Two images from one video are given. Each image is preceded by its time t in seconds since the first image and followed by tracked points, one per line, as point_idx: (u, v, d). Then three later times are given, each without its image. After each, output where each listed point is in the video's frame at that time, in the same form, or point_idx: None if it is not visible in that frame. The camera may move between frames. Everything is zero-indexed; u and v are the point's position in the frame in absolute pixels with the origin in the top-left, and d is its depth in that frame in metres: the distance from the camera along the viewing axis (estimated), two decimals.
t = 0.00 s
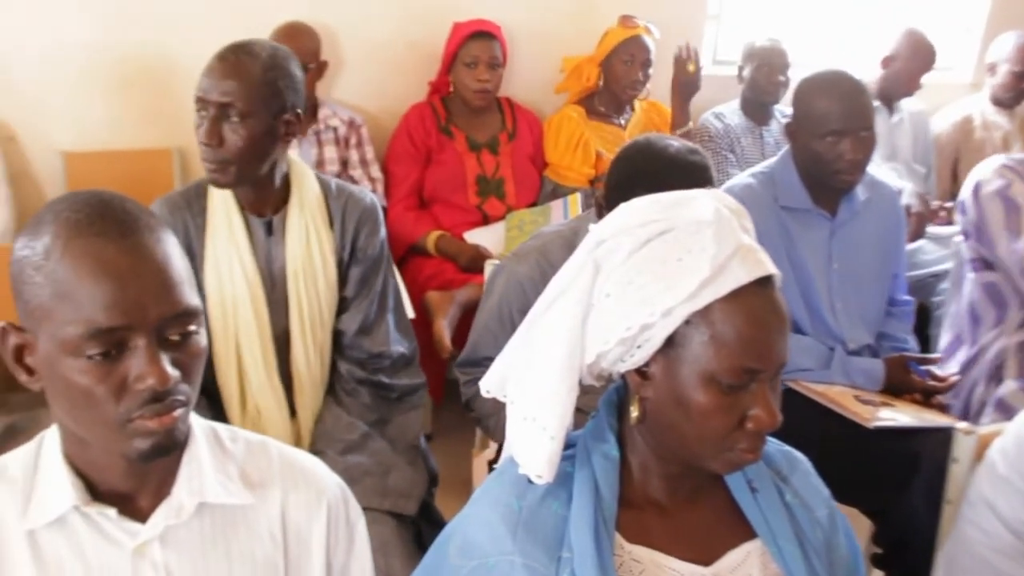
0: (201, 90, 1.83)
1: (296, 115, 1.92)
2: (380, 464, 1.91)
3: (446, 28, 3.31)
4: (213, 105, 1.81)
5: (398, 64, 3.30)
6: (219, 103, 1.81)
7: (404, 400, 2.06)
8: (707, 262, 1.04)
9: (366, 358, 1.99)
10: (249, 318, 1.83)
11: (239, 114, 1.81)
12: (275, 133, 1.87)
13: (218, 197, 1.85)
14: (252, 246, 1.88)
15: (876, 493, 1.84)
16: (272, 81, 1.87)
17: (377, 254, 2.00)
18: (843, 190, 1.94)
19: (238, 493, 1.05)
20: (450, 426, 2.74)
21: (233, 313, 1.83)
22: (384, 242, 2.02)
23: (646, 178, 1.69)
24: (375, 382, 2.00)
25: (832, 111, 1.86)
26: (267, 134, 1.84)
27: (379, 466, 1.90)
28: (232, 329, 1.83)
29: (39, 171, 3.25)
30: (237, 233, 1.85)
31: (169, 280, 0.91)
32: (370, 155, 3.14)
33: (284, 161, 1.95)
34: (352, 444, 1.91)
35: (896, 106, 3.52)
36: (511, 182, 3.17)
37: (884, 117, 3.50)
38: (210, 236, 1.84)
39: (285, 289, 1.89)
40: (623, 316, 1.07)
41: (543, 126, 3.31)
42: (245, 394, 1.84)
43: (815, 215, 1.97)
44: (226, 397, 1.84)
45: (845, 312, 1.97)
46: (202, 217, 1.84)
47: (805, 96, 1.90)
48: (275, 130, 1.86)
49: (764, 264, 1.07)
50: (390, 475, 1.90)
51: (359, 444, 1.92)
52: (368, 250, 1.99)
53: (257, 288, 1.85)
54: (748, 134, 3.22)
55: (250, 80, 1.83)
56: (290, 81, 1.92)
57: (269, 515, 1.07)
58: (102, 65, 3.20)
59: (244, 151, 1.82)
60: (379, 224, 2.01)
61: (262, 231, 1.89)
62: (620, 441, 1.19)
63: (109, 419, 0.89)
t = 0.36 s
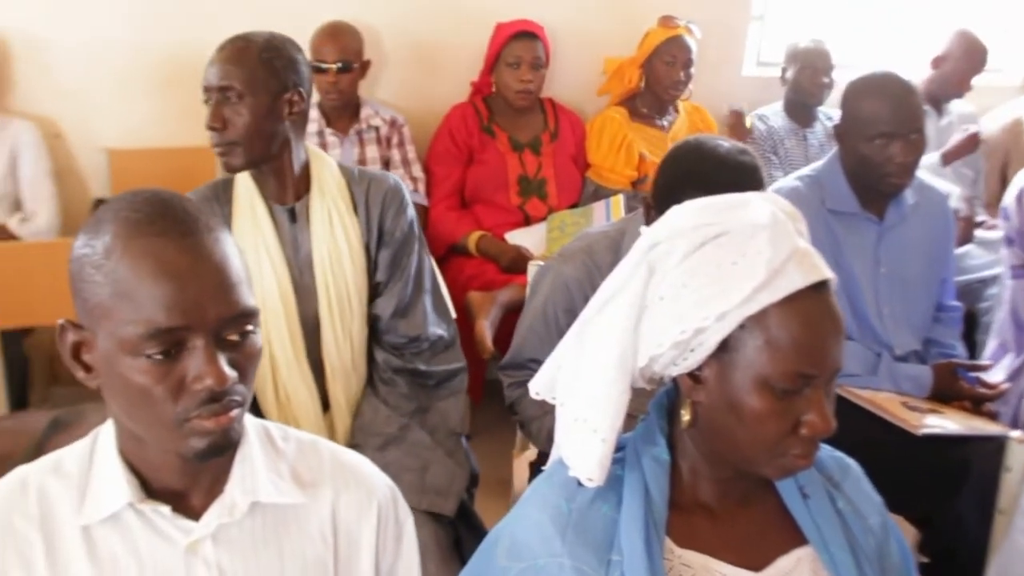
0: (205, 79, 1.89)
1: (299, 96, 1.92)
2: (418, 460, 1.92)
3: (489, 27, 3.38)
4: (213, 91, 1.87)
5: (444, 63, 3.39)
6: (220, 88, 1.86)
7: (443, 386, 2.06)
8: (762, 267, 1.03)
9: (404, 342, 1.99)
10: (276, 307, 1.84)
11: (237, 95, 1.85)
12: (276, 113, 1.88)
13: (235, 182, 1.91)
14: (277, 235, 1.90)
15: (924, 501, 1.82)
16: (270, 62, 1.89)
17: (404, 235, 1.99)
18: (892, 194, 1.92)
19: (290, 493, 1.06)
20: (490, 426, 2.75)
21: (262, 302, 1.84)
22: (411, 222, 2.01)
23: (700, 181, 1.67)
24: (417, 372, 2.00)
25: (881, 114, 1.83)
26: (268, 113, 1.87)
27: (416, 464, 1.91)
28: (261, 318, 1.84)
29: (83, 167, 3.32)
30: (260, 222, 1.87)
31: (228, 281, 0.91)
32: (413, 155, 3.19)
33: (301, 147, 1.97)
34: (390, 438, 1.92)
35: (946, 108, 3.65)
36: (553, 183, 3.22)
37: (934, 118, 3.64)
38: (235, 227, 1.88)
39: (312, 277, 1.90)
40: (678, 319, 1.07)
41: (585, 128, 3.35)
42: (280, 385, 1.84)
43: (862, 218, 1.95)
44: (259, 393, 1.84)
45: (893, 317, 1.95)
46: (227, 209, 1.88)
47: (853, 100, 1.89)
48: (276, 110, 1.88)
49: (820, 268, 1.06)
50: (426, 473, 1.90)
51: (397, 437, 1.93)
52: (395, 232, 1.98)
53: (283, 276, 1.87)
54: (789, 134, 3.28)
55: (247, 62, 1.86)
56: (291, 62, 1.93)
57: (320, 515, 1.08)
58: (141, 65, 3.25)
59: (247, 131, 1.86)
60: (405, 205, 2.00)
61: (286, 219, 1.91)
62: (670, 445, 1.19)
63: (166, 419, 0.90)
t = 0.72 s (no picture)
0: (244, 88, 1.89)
1: (337, 109, 1.91)
2: (453, 464, 1.92)
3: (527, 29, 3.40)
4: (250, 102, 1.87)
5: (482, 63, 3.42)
6: (257, 99, 1.86)
7: (480, 395, 2.06)
8: (811, 276, 1.02)
9: (440, 352, 1.99)
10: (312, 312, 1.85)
11: (274, 108, 1.84)
12: (313, 125, 1.88)
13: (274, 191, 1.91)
14: (315, 240, 1.92)
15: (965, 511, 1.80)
16: (308, 74, 1.88)
17: (444, 244, 1.99)
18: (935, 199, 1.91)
19: (337, 494, 1.07)
20: (527, 427, 2.76)
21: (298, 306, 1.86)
22: (453, 230, 2.01)
23: (749, 190, 1.66)
24: (451, 382, 2.00)
25: (927, 119, 1.82)
26: (304, 126, 1.87)
27: (450, 468, 1.91)
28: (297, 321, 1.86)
29: (123, 166, 3.36)
30: (299, 226, 1.89)
31: (283, 283, 0.92)
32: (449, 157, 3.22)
33: (343, 152, 1.98)
34: (424, 445, 1.92)
35: (992, 114, 3.60)
36: (590, 186, 3.25)
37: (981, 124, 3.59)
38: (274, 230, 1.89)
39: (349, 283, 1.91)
40: (726, 325, 1.06)
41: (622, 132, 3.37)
42: (314, 388, 1.86)
43: (905, 223, 1.94)
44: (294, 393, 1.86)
45: (934, 324, 1.93)
46: (268, 212, 1.89)
47: (899, 104, 1.87)
48: (313, 122, 1.88)
49: (870, 274, 1.05)
50: (460, 476, 1.90)
51: (430, 445, 1.93)
52: (435, 241, 1.99)
53: (320, 281, 1.88)
54: (828, 139, 3.31)
55: (285, 75, 1.85)
56: (332, 73, 1.92)
57: (365, 515, 1.09)
58: (180, 69, 3.28)
59: (283, 143, 1.86)
60: (447, 213, 2.00)
61: (324, 225, 1.92)
62: (715, 451, 1.18)
63: (220, 419, 0.91)
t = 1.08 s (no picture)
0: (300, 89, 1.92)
1: (389, 112, 1.92)
2: (506, 465, 1.93)
3: (572, 34, 3.40)
4: (305, 104, 1.90)
5: (526, 68, 3.43)
6: (311, 101, 1.88)
7: (529, 400, 2.04)
8: (871, 285, 1.01)
9: (492, 356, 2.00)
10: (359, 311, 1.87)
11: (326, 111, 1.87)
12: (364, 129, 1.89)
13: (329, 192, 1.95)
14: (366, 240, 1.93)
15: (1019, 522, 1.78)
16: (360, 79, 1.89)
17: (497, 249, 1.99)
18: (988, 206, 1.89)
19: (390, 495, 1.07)
20: (569, 431, 2.76)
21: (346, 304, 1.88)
22: (507, 235, 2.01)
23: (803, 183, 1.65)
24: (502, 386, 2.01)
25: (983, 125, 1.81)
26: (356, 130, 1.88)
27: (502, 469, 1.91)
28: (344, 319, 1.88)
29: (167, 165, 3.39)
30: (350, 227, 1.91)
31: (344, 284, 0.93)
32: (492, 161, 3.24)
33: (396, 153, 1.99)
34: (478, 442, 1.93)
35: None
36: (633, 191, 3.25)
37: None
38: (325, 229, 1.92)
39: (398, 284, 1.92)
40: (785, 331, 1.05)
41: (667, 136, 3.37)
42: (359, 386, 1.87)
43: (956, 230, 1.93)
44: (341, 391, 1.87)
45: (987, 333, 1.91)
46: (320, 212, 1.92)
47: (953, 109, 1.86)
48: (365, 126, 1.90)
49: (930, 281, 1.04)
50: (512, 478, 1.90)
51: (485, 442, 1.94)
52: (487, 246, 1.99)
53: (368, 281, 1.89)
54: (874, 144, 3.30)
55: (338, 78, 1.87)
56: (384, 77, 1.93)
57: (419, 517, 1.09)
58: (226, 68, 3.31)
59: (335, 146, 1.89)
60: (500, 218, 2.01)
61: (375, 226, 1.94)
62: (770, 457, 1.17)
63: (279, 419, 0.92)
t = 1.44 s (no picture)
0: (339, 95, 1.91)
1: (430, 118, 1.92)
2: (557, 467, 1.93)
3: (618, 38, 3.40)
4: (345, 111, 1.90)
5: (572, 72, 3.43)
6: (351, 108, 1.88)
7: (575, 401, 2.05)
8: (935, 293, 1.00)
9: (538, 360, 2.00)
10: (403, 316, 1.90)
11: (365, 118, 1.87)
12: (405, 135, 1.89)
13: (372, 197, 1.96)
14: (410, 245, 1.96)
15: None
16: (400, 85, 1.88)
17: (542, 252, 1.99)
18: None
19: (445, 497, 1.07)
20: (612, 437, 2.76)
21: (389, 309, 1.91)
22: (553, 238, 2.00)
23: (868, 200, 1.62)
24: (550, 388, 2.01)
25: None
26: (396, 136, 1.88)
27: (553, 472, 1.92)
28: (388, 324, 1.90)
29: (213, 167, 3.43)
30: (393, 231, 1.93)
31: (405, 286, 0.93)
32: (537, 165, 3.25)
33: (439, 156, 1.99)
34: (531, 442, 1.93)
35: None
36: (679, 198, 3.25)
37: None
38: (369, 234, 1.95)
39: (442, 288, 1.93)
40: (844, 340, 1.04)
41: (713, 142, 3.36)
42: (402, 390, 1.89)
43: (1011, 239, 1.91)
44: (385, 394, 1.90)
45: None
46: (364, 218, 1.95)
47: (1011, 117, 1.84)
48: (405, 133, 1.89)
49: (996, 291, 1.02)
50: (563, 481, 1.91)
51: (537, 442, 1.94)
52: (532, 250, 1.99)
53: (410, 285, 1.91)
54: (924, 150, 3.28)
55: (376, 85, 1.86)
56: (424, 83, 1.91)
57: (473, 520, 1.09)
58: (272, 70, 3.34)
59: (376, 153, 1.89)
60: (545, 221, 2.00)
61: (419, 230, 1.96)
62: (827, 467, 1.16)
63: (340, 420, 0.92)
